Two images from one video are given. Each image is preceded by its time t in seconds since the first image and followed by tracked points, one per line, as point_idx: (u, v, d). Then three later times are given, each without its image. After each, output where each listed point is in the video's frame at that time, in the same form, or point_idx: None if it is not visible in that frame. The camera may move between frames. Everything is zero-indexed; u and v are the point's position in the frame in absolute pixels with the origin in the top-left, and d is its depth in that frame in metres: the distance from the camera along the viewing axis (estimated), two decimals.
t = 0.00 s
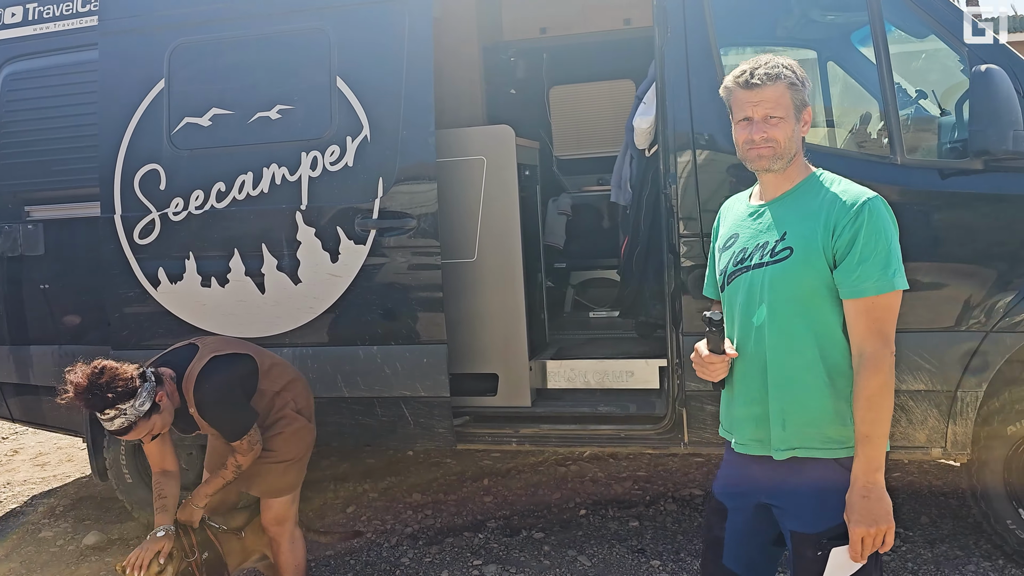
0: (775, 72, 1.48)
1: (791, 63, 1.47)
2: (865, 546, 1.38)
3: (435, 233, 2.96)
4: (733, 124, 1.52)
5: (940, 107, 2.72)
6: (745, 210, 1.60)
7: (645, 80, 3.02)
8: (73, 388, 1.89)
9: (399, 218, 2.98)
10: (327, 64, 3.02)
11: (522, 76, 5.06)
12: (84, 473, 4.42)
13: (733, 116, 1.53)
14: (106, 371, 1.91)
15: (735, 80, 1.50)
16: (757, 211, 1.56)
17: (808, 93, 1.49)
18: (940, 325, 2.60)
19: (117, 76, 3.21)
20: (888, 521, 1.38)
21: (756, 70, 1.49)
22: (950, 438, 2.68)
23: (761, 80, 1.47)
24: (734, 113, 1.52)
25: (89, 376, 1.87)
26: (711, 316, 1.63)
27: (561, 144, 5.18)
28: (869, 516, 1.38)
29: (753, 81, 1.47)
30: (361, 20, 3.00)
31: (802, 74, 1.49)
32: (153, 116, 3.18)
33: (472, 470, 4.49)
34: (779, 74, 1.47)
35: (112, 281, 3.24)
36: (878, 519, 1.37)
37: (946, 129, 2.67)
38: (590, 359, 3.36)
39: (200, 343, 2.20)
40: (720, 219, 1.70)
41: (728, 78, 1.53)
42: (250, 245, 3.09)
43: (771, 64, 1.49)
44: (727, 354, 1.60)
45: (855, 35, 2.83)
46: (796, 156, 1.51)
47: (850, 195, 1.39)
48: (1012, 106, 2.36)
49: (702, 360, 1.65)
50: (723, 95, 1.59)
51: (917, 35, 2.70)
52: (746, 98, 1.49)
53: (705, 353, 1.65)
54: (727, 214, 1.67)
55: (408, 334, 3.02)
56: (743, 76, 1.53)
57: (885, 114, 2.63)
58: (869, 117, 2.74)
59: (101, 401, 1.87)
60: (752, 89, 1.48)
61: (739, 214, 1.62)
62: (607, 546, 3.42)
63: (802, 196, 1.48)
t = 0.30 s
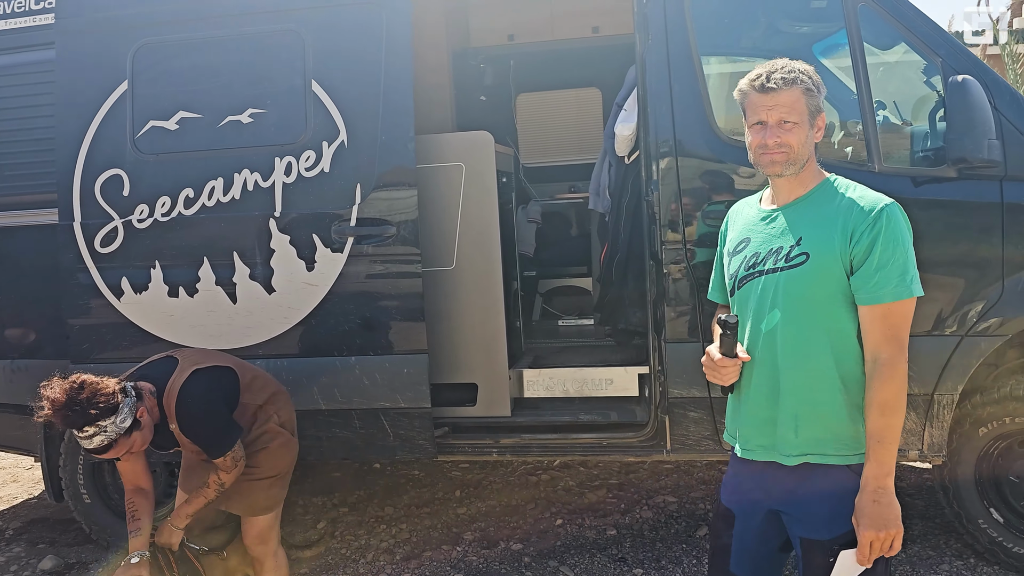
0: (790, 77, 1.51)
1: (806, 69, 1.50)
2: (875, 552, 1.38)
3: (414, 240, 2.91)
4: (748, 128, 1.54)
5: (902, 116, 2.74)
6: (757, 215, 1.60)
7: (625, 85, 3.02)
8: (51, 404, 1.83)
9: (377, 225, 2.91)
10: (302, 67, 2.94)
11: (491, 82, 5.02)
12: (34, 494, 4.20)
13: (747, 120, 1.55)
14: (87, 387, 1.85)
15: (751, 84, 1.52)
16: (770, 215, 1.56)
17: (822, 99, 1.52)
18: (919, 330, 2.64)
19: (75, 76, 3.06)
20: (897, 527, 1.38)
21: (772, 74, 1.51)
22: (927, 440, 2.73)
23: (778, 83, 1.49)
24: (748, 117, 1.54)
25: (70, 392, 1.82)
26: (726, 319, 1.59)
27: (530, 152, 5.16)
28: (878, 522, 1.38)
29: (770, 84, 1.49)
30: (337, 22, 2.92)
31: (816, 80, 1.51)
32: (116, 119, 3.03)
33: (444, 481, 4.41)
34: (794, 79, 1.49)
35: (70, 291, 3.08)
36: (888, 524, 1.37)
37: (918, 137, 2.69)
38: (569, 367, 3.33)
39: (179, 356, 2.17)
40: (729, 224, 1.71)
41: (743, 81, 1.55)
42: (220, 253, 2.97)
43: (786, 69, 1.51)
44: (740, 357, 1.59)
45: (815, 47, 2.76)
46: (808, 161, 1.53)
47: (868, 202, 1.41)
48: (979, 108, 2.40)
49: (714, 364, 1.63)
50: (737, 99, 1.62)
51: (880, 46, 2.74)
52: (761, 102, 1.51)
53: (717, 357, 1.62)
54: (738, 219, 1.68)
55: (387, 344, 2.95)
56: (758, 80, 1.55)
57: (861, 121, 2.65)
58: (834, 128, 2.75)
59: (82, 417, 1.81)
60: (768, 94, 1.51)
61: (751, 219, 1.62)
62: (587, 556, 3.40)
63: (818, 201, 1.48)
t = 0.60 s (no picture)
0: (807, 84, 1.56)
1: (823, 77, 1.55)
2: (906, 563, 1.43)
3: (398, 247, 2.85)
4: (766, 133, 1.59)
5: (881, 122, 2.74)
6: (771, 222, 1.64)
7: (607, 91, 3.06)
8: (32, 420, 1.84)
9: (360, 232, 2.84)
10: (280, 70, 2.85)
11: (463, 87, 4.95)
12: None
13: (766, 125, 1.59)
14: (68, 402, 1.86)
15: (769, 89, 1.57)
16: (784, 222, 1.61)
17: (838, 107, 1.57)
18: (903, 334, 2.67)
19: (35, 75, 2.88)
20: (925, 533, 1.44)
21: (789, 82, 1.56)
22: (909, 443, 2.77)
23: (795, 90, 1.54)
24: (766, 122, 1.58)
25: (51, 408, 1.83)
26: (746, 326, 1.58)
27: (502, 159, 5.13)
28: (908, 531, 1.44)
29: (787, 91, 1.54)
30: (317, 24, 2.85)
31: (833, 89, 1.57)
32: (80, 122, 2.88)
33: (419, 492, 4.30)
34: (812, 85, 1.54)
35: (32, 303, 2.92)
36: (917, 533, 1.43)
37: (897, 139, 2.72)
38: (553, 375, 3.28)
39: (163, 370, 2.19)
40: (741, 231, 1.75)
41: (760, 88, 1.60)
42: (195, 262, 2.86)
43: (804, 76, 1.56)
44: (758, 365, 1.59)
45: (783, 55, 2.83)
46: (824, 168, 1.57)
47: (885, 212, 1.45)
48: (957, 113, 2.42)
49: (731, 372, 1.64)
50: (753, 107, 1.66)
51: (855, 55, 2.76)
52: (780, 108, 1.56)
53: (734, 365, 1.63)
54: (749, 225, 1.72)
55: (371, 354, 2.88)
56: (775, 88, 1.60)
57: (842, 127, 2.66)
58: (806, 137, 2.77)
59: (62, 433, 1.82)
60: (786, 99, 1.56)
61: (764, 226, 1.66)
62: (573, 565, 3.38)
63: (833, 209, 1.53)
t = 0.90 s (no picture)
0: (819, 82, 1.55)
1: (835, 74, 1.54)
2: None
3: (377, 255, 2.75)
4: (777, 131, 1.58)
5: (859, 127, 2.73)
6: (779, 224, 1.63)
7: (589, 92, 3.06)
8: None
9: (336, 239, 2.73)
10: (251, 69, 2.73)
11: (433, 91, 4.83)
12: None
13: (776, 123, 1.58)
14: (34, 417, 1.80)
15: (780, 86, 1.56)
16: (794, 224, 1.59)
17: (851, 105, 1.56)
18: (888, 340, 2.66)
19: None
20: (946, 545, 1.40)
21: (801, 78, 1.55)
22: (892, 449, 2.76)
23: (808, 87, 1.53)
24: (777, 120, 1.57)
25: (16, 422, 1.76)
26: (761, 327, 1.54)
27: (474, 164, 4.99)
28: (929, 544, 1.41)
29: (799, 87, 1.53)
30: (289, 23, 2.74)
31: (845, 85, 1.55)
32: (35, 122, 2.71)
33: (390, 508, 4.16)
34: (824, 82, 1.53)
35: None
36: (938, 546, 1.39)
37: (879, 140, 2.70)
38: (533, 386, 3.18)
39: (136, 383, 2.15)
40: (746, 232, 1.73)
41: (772, 86, 1.58)
42: (160, 271, 2.72)
43: (816, 73, 1.55)
44: (769, 369, 1.57)
45: (753, 61, 2.85)
46: (836, 168, 1.56)
47: (900, 215, 1.43)
48: (941, 116, 2.40)
49: (741, 375, 1.61)
50: (764, 104, 1.65)
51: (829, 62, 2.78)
52: (791, 105, 1.55)
53: (744, 370, 1.60)
54: (755, 227, 1.70)
55: (348, 365, 2.77)
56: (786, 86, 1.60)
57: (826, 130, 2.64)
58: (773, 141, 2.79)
59: (28, 449, 1.75)
60: (797, 97, 1.55)
61: (772, 228, 1.64)
62: None
63: (846, 211, 1.51)
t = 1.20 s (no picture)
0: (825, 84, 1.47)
1: (844, 75, 1.46)
2: None
3: (349, 265, 2.62)
4: (780, 135, 1.50)
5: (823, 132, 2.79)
6: (783, 232, 1.54)
7: (568, 96, 3.02)
8: None
9: (306, 249, 2.60)
10: (213, 70, 2.58)
11: (400, 96, 4.63)
12: None
13: (780, 126, 1.50)
14: None
15: (785, 87, 1.48)
16: (799, 232, 1.51)
17: (860, 108, 1.48)
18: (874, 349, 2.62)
19: None
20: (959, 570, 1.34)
21: (806, 80, 1.47)
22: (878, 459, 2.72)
23: (813, 89, 1.45)
24: (781, 123, 1.49)
25: None
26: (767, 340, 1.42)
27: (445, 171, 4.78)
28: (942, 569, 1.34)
29: (803, 89, 1.45)
30: (253, 22, 2.60)
31: (854, 88, 1.47)
32: None
33: (357, 526, 3.95)
34: (831, 84, 1.45)
35: None
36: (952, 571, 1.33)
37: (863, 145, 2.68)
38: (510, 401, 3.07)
39: (94, 404, 2.07)
40: (747, 240, 1.64)
41: (775, 87, 1.50)
42: (116, 283, 2.54)
43: (823, 74, 1.47)
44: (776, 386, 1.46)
45: (724, 68, 2.84)
46: (842, 174, 1.47)
47: (912, 222, 1.36)
48: (926, 122, 2.42)
49: (745, 393, 1.50)
50: (767, 106, 1.57)
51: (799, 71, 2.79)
52: (796, 108, 1.47)
53: (748, 387, 1.50)
54: (756, 234, 1.61)
55: (318, 382, 2.62)
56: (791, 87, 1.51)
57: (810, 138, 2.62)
58: (744, 148, 2.79)
59: None
60: (803, 99, 1.47)
61: (775, 235, 1.56)
62: None
63: (853, 217, 1.43)
